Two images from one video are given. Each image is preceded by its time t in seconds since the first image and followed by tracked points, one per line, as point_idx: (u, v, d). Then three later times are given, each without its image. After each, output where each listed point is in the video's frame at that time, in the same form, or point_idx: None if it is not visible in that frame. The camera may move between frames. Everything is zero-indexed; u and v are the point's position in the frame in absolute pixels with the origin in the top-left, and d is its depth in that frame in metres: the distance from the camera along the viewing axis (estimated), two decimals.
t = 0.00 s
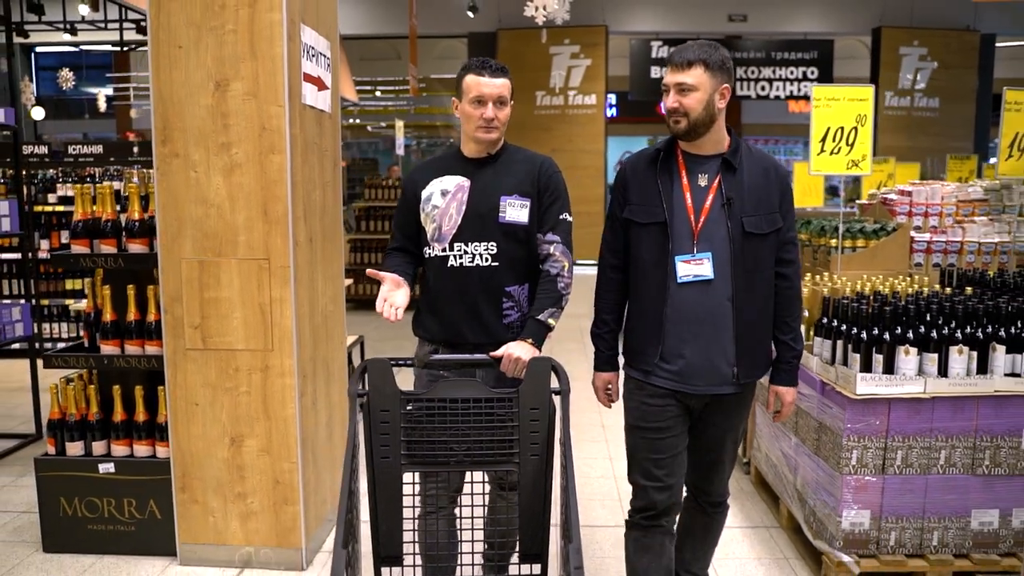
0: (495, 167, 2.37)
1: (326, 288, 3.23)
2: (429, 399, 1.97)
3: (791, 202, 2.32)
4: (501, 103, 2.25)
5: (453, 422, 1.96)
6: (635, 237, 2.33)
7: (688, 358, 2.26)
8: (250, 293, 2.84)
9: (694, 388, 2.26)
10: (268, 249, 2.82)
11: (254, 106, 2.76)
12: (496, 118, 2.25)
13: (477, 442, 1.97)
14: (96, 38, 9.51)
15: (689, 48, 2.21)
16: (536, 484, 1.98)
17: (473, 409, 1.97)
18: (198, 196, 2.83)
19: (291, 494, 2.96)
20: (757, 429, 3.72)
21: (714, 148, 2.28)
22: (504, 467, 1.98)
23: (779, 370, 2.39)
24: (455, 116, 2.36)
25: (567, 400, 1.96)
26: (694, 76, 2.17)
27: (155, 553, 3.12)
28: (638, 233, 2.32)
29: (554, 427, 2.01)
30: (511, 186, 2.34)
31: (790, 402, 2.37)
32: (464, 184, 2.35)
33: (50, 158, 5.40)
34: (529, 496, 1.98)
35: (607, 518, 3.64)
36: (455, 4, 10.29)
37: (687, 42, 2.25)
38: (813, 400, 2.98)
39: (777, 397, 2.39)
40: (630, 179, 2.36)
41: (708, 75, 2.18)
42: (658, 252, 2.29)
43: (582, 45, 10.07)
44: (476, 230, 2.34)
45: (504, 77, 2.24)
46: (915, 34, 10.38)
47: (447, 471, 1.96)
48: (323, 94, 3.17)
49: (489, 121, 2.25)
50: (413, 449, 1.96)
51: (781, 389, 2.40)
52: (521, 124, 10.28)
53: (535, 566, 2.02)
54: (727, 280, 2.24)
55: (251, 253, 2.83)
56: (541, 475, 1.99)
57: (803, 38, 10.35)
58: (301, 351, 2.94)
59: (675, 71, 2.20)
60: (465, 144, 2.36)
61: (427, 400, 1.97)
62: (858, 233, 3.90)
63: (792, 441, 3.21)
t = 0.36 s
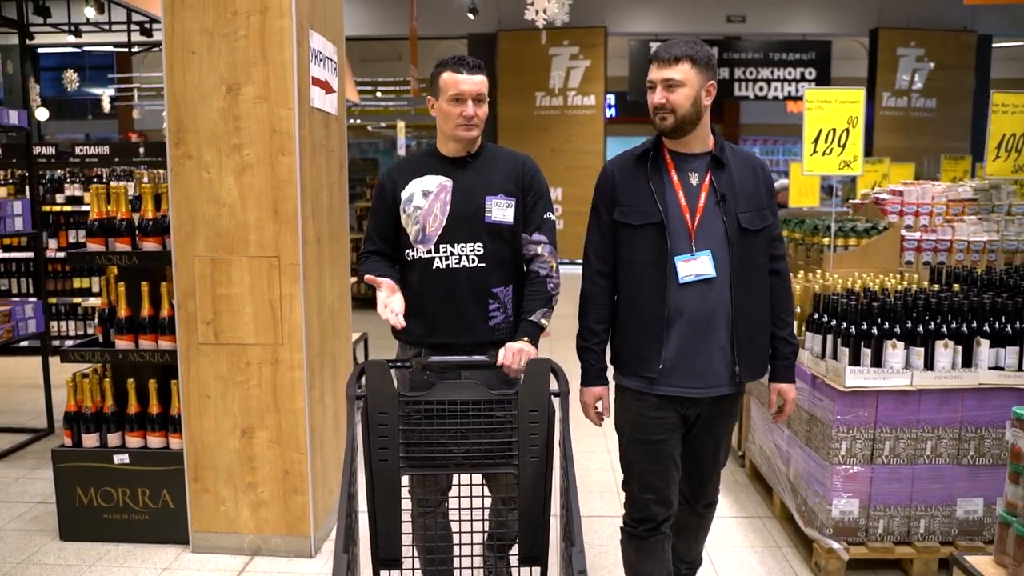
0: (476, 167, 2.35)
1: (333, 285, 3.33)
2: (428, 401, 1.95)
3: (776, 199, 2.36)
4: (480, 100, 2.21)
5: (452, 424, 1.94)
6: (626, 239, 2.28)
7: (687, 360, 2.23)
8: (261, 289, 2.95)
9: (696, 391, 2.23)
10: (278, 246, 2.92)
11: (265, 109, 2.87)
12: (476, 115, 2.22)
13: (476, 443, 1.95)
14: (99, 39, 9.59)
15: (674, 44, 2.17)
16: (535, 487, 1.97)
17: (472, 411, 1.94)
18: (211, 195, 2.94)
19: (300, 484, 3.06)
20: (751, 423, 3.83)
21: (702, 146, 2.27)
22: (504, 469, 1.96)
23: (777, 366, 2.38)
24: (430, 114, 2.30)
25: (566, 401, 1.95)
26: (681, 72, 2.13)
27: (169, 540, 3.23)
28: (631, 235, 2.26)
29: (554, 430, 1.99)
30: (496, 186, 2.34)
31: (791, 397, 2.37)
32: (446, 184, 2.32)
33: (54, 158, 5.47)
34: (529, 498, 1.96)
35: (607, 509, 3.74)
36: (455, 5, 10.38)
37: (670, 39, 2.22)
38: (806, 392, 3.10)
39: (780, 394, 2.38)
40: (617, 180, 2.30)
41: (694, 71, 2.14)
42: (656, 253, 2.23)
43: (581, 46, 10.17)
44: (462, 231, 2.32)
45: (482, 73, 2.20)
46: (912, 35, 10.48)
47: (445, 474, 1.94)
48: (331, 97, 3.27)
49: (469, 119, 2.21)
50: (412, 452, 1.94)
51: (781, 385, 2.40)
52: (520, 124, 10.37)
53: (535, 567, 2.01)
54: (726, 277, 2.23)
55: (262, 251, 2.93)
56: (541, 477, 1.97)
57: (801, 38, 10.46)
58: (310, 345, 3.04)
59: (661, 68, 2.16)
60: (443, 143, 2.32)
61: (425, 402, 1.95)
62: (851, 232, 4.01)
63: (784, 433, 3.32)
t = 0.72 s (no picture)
0: (476, 168, 2.34)
1: (346, 281, 3.46)
2: (435, 400, 1.93)
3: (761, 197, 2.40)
4: (483, 104, 2.20)
5: (460, 423, 1.93)
6: (618, 241, 2.25)
7: (683, 362, 2.23)
8: (278, 285, 3.07)
9: (692, 392, 2.23)
10: (294, 244, 3.05)
11: (282, 112, 3.00)
12: (478, 119, 2.21)
13: (484, 442, 1.94)
14: (106, 41, 9.74)
15: (665, 45, 2.17)
16: (544, 486, 1.94)
17: (480, 409, 1.93)
18: (230, 195, 3.06)
19: (315, 472, 3.18)
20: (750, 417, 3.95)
21: (689, 146, 2.30)
22: (512, 468, 1.95)
23: (766, 358, 2.34)
24: (433, 114, 2.30)
25: (574, 400, 1.94)
26: (673, 74, 2.14)
27: (187, 528, 3.35)
28: (623, 236, 2.24)
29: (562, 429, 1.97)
30: (496, 187, 2.33)
31: (784, 390, 2.30)
32: (446, 184, 2.31)
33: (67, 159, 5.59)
34: (536, 497, 1.94)
35: (609, 497, 3.89)
36: (457, 8, 10.51)
37: (659, 41, 2.23)
38: (801, 384, 3.22)
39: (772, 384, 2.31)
40: (609, 181, 2.27)
41: (685, 73, 2.16)
42: (652, 253, 2.22)
43: (582, 47, 10.29)
44: (461, 231, 2.30)
45: (486, 76, 2.19)
46: (910, 37, 10.60)
47: (453, 473, 1.93)
48: (343, 101, 3.39)
49: (471, 122, 2.21)
50: (421, 451, 1.93)
51: (774, 375, 2.33)
52: (522, 125, 10.50)
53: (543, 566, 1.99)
54: (720, 277, 2.25)
55: (279, 248, 3.06)
56: (549, 476, 1.95)
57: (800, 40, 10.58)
58: (325, 339, 3.16)
59: (652, 68, 2.16)
60: (443, 143, 2.32)
61: (433, 401, 1.94)
62: (845, 231, 4.15)
63: (781, 425, 3.45)
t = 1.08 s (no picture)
0: (487, 171, 2.33)
1: (355, 277, 3.59)
2: (440, 400, 1.99)
3: (758, 197, 2.40)
4: (498, 108, 2.21)
5: (464, 422, 1.99)
6: (615, 242, 2.27)
7: (677, 363, 2.25)
8: (291, 280, 3.20)
9: (688, 392, 2.25)
10: (307, 240, 3.18)
11: (295, 114, 3.13)
12: (492, 123, 2.23)
13: (488, 441, 2.00)
14: (112, 42, 9.90)
15: (662, 46, 2.17)
16: (545, 484, 2.01)
17: (484, 409, 1.99)
18: (244, 194, 3.19)
19: (326, 460, 3.31)
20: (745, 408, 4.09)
21: (688, 145, 2.30)
22: (515, 466, 2.01)
23: (756, 363, 2.39)
24: (448, 112, 2.31)
25: (578, 400, 2.00)
26: (669, 76, 2.15)
27: (204, 515, 3.48)
28: (620, 237, 2.26)
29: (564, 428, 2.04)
30: (504, 188, 2.32)
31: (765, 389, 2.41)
32: (454, 183, 2.31)
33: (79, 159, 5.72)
34: (540, 495, 2.01)
35: (610, 486, 4.03)
36: (459, 10, 10.66)
37: (656, 41, 2.23)
38: (793, 375, 3.36)
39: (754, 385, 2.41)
40: (606, 181, 2.30)
41: (681, 74, 2.17)
42: (647, 255, 2.24)
43: (582, 48, 10.41)
44: (465, 230, 2.31)
45: (503, 81, 2.19)
46: (908, 38, 10.70)
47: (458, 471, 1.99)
48: (352, 103, 3.51)
49: (485, 126, 2.23)
50: (424, 450, 1.98)
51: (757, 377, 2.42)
52: (523, 126, 10.63)
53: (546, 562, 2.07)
54: (715, 279, 2.27)
55: (293, 245, 3.19)
56: (551, 474, 2.02)
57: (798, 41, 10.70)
58: (336, 332, 3.30)
59: (648, 70, 2.16)
60: (455, 142, 2.33)
61: (438, 400, 1.99)
62: (838, 229, 4.27)
63: (774, 415, 3.59)
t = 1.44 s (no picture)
0: (496, 172, 2.31)
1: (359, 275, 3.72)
2: (435, 399, 1.98)
3: (773, 203, 2.33)
4: (508, 113, 2.19)
5: (459, 422, 1.98)
6: (616, 238, 2.28)
7: (674, 361, 2.22)
8: (298, 277, 3.34)
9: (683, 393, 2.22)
10: (313, 239, 3.31)
11: (303, 118, 3.27)
12: (503, 128, 2.21)
13: (483, 441, 1.99)
14: (117, 44, 10.04)
15: (672, 45, 2.16)
16: (541, 484, 2.00)
17: (479, 408, 1.99)
18: (253, 194, 3.33)
19: (331, 450, 3.44)
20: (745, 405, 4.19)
21: (698, 146, 2.26)
22: (511, 465, 2.00)
23: (765, 371, 2.36)
24: (458, 115, 2.29)
25: (572, 399, 2.00)
26: (677, 74, 2.12)
27: (213, 503, 3.61)
28: (621, 234, 2.27)
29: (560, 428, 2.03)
30: (512, 189, 2.29)
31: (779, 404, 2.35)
32: (462, 184, 2.29)
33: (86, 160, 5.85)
34: (535, 495, 1.99)
35: (606, 476, 4.14)
36: (459, 12, 10.81)
37: (667, 40, 2.21)
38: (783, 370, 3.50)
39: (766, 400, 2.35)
40: (611, 179, 2.30)
41: (691, 73, 2.14)
42: (645, 252, 2.23)
43: (582, 50, 10.52)
44: (473, 230, 2.29)
45: (513, 85, 2.17)
46: (903, 40, 10.83)
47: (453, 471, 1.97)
48: (356, 107, 3.64)
49: (496, 130, 2.21)
50: (420, 450, 1.97)
51: (771, 392, 2.37)
52: (522, 126, 10.76)
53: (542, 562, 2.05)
54: (715, 280, 2.22)
55: (299, 243, 3.32)
56: (547, 473, 2.00)
57: (795, 43, 10.82)
58: (340, 327, 3.43)
59: (657, 69, 2.15)
60: (465, 144, 2.31)
61: (434, 400, 1.98)
62: (826, 228, 4.42)
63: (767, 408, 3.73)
